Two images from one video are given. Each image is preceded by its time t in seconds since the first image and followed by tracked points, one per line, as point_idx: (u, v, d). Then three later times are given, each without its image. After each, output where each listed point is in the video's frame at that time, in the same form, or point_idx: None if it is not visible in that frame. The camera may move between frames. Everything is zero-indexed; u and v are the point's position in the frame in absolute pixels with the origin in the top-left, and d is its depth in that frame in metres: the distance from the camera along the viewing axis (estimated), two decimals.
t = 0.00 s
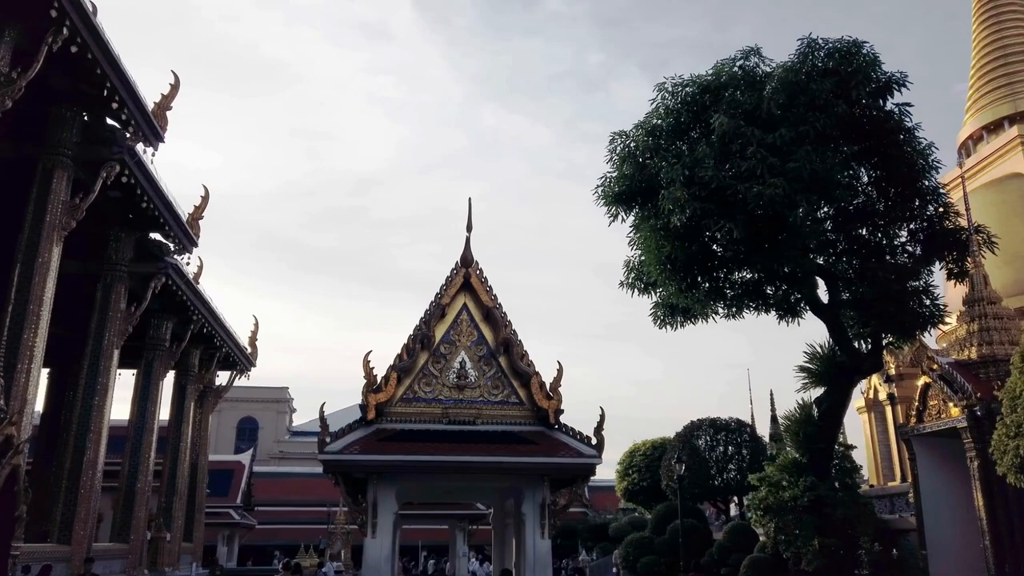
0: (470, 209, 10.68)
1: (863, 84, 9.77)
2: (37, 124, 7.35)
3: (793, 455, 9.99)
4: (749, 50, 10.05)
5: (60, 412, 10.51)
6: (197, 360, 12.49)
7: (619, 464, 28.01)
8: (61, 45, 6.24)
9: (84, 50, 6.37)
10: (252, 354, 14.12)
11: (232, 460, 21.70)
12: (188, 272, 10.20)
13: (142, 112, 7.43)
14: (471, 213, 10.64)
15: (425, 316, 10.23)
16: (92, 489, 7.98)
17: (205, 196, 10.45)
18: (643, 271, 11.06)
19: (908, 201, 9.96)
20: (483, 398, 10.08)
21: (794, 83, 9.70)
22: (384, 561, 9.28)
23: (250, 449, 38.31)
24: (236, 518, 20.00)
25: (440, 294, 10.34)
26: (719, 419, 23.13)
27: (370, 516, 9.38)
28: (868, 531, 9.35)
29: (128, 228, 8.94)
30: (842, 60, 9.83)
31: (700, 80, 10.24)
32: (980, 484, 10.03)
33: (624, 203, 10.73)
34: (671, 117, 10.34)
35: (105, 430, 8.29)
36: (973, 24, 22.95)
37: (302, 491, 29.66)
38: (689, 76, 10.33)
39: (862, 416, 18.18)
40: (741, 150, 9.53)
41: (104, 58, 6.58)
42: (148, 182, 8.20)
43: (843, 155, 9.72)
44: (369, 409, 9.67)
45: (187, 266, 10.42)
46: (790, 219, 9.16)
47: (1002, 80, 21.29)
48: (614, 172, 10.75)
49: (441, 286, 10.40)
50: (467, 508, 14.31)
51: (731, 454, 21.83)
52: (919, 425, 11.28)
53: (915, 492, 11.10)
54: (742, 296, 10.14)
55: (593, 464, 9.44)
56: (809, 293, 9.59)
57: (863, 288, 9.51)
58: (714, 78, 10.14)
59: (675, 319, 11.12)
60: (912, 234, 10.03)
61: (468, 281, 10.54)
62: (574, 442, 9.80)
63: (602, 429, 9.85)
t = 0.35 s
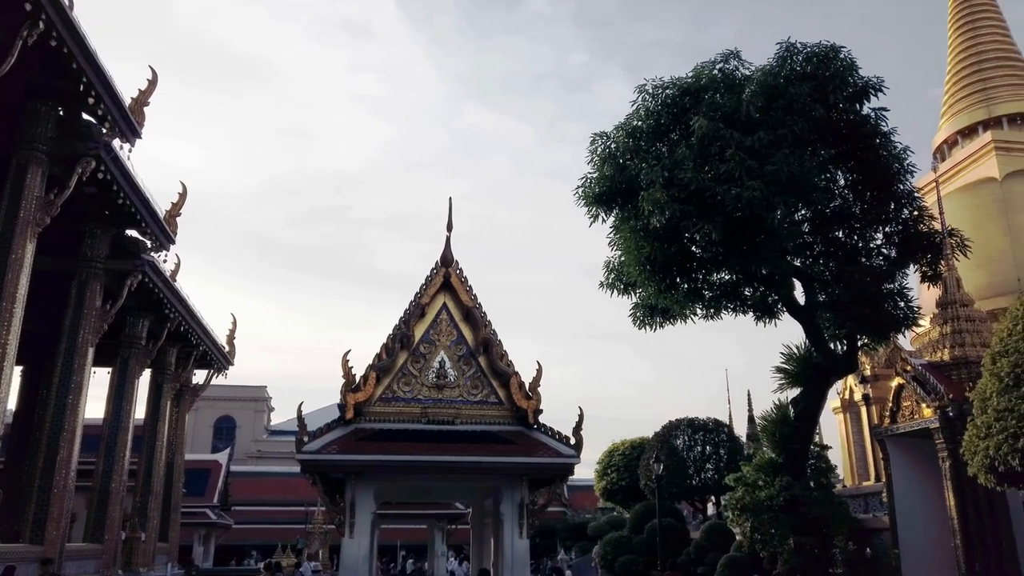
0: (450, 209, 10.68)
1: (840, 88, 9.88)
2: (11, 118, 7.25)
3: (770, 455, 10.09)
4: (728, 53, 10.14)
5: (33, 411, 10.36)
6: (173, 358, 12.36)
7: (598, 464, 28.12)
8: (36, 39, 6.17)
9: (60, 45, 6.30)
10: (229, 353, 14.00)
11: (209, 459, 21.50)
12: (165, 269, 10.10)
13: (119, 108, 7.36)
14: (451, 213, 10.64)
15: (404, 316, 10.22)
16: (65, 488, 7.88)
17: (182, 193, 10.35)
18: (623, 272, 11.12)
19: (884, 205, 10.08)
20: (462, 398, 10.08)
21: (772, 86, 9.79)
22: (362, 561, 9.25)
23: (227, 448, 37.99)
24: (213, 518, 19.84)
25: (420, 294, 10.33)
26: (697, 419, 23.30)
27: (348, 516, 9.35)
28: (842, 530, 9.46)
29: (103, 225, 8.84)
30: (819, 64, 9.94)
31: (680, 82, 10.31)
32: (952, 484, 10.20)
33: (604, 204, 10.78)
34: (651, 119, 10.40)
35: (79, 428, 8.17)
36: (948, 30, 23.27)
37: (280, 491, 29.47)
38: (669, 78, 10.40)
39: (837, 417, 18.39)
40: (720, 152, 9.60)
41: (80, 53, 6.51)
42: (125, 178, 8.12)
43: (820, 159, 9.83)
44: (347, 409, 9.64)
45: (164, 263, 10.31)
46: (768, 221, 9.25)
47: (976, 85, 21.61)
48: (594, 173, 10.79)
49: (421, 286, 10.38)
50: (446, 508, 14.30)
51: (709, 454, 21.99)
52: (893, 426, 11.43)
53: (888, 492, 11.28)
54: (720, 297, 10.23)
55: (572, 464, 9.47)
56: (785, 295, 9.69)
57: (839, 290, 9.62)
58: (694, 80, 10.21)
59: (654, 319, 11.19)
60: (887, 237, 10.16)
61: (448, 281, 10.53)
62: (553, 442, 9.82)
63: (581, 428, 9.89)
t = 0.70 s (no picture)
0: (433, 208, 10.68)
1: (820, 92, 9.98)
2: None
3: (749, 454, 10.17)
4: (710, 55, 10.21)
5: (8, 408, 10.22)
6: (151, 356, 12.23)
7: (579, 463, 28.19)
8: (13, 32, 6.09)
9: (38, 38, 6.23)
10: (209, 351, 13.88)
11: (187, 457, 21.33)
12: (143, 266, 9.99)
13: (97, 103, 7.27)
14: (433, 212, 10.64)
15: (386, 315, 10.19)
16: (40, 487, 7.77)
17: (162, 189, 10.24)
18: (604, 272, 11.16)
19: (863, 207, 10.19)
20: (443, 397, 10.06)
21: (754, 89, 9.87)
22: (341, 560, 9.23)
23: (205, 447, 37.67)
24: (190, 517, 19.66)
25: (402, 293, 10.31)
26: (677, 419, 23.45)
27: (328, 515, 9.33)
28: (819, 529, 9.56)
29: (81, 220, 8.74)
30: (800, 68, 10.04)
31: (662, 84, 10.37)
32: (927, 484, 10.34)
33: (586, 204, 10.81)
34: (634, 120, 10.45)
35: (54, 426, 8.05)
36: (928, 35, 23.55)
37: (259, 489, 29.26)
38: (652, 80, 10.46)
39: (815, 417, 18.59)
40: (702, 154, 9.66)
41: (58, 47, 6.44)
42: (103, 174, 8.03)
43: (800, 161, 9.93)
44: (327, 408, 9.61)
45: (142, 260, 10.20)
46: (748, 223, 9.32)
47: (955, 90, 21.90)
48: (577, 173, 10.83)
49: (402, 285, 10.37)
50: (426, 508, 14.27)
51: (689, 453, 22.12)
52: (869, 426, 11.56)
53: (865, 491, 11.41)
54: (700, 297, 10.29)
55: (553, 464, 9.49)
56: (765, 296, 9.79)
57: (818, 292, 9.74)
58: (676, 82, 10.27)
59: (636, 319, 11.24)
60: (865, 239, 10.27)
61: (430, 280, 10.52)
62: (534, 441, 9.84)
63: (562, 428, 9.92)
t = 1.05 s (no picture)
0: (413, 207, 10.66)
1: (799, 96, 10.08)
2: None
3: (725, 454, 10.26)
4: (691, 58, 10.28)
5: None
6: (126, 352, 12.07)
7: (557, 463, 28.27)
8: None
9: (12, 28, 6.13)
10: (184, 348, 13.74)
11: (161, 456, 21.10)
12: (118, 261, 9.86)
13: (72, 95, 7.18)
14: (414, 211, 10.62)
15: (365, 313, 10.15)
16: (10, 486, 7.64)
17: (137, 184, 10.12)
18: (584, 272, 11.21)
19: (839, 211, 10.31)
20: (422, 397, 10.04)
21: (733, 92, 9.96)
22: (318, 560, 9.18)
23: (180, 445, 37.27)
24: (164, 516, 19.42)
25: (381, 291, 10.27)
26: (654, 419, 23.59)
27: (304, 515, 9.28)
28: (793, 529, 9.67)
29: (55, 215, 8.61)
30: (779, 72, 10.13)
31: (643, 85, 10.43)
32: (899, 484, 10.48)
33: (567, 204, 10.84)
34: (614, 121, 10.50)
35: (26, 424, 7.91)
36: (904, 40, 23.85)
37: (235, 488, 29.01)
38: (633, 81, 10.50)
39: (791, 417, 18.80)
40: (681, 156, 9.72)
41: (32, 38, 6.34)
42: (77, 167, 7.91)
43: (778, 164, 10.03)
44: (305, 406, 9.55)
45: (117, 256, 10.08)
46: (727, 225, 9.40)
47: (930, 96, 22.23)
48: (558, 173, 10.86)
49: (382, 284, 10.33)
50: (404, 508, 14.24)
51: (666, 453, 22.26)
52: (844, 426, 11.70)
53: (839, 491, 11.54)
54: (678, 298, 10.36)
55: (531, 463, 9.52)
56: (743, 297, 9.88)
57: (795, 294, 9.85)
58: (657, 84, 10.33)
59: (615, 320, 11.29)
60: (841, 243, 10.40)
61: (409, 279, 10.50)
62: (512, 441, 9.86)
63: (540, 428, 9.95)
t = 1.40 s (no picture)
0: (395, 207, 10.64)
1: (780, 100, 10.15)
2: None
3: (704, 455, 10.33)
4: (673, 61, 10.34)
5: None
6: (102, 350, 11.92)
7: (537, 463, 28.32)
8: None
9: None
10: (162, 346, 13.59)
11: (138, 455, 20.87)
12: (95, 258, 9.72)
13: (50, 89, 7.09)
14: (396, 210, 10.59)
15: (346, 313, 10.11)
16: None
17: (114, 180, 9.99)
18: (566, 273, 11.25)
19: (818, 214, 10.41)
20: (402, 397, 10.02)
21: (715, 95, 10.03)
22: (296, 560, 9.13)
23: (157, 444, 36.86)
24: (140, 516, 19.18)
25: (362, 290, 10.23)
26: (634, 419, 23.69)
27: (283, 515, 9.23)
28: (770, 529, 9.76)
29: (31, 211, 8.47)
30: (760, 76, 10.21)
31: (626, 87, 10.47)
32: (875, 485, 10.60)
33: (549, 205, 10.87)
34: (597, 122, 10.52)
35: None
36: (883, 46, 24.15)
37: (212, 487, 28.75)
38: (616, 83, 10.54)
39: (769, 418, 18.97)
40: (663, 158, 9.77)
41: (11, 31, 6.27)
42: (54, 162, 7.80)
43: (759, 167, 10.12)
44: (284, 406, 9.49)
45: (94, 252, 9.94)
46: (708, 227, 9.47)
47: (907, 102, 22.50)
48: (540, 173, 10.88)
49: (363, 283, 10.29)
50: (383, 508, 14.21)
51: (645, 453, 22.36)
52: (821, 428, 11.81)
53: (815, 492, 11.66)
54: (660, 299, 10.42)
55: (512, 463, 9.54)
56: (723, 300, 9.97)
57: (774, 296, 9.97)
58: (640, 86, 10.38)
59: (596, 321, 11.34)
60: (820, 246, 10.51)
61: (391, 278, 10.47)
62: (493, 441, 9.87)
63: (521, 428, 9.97)
